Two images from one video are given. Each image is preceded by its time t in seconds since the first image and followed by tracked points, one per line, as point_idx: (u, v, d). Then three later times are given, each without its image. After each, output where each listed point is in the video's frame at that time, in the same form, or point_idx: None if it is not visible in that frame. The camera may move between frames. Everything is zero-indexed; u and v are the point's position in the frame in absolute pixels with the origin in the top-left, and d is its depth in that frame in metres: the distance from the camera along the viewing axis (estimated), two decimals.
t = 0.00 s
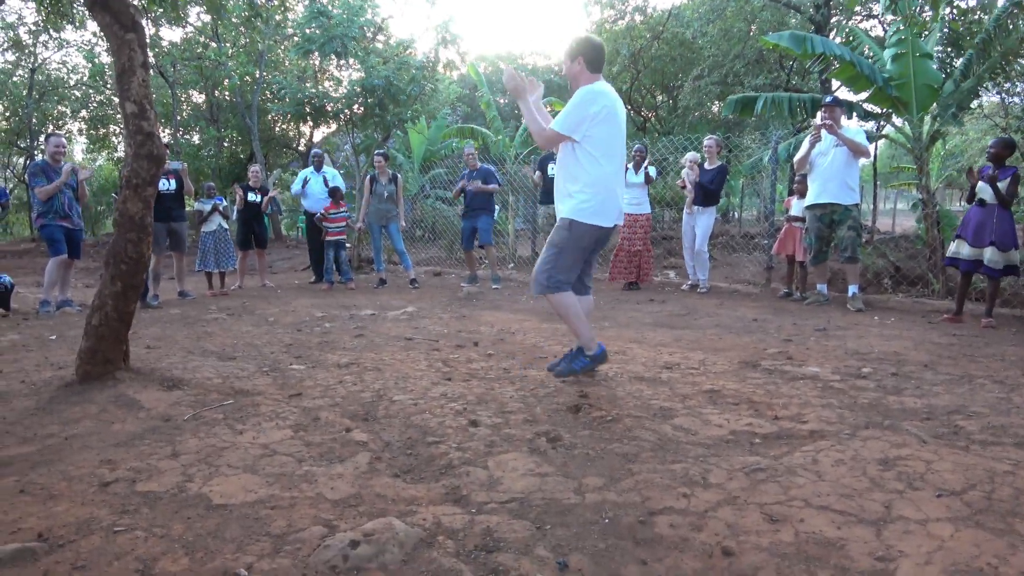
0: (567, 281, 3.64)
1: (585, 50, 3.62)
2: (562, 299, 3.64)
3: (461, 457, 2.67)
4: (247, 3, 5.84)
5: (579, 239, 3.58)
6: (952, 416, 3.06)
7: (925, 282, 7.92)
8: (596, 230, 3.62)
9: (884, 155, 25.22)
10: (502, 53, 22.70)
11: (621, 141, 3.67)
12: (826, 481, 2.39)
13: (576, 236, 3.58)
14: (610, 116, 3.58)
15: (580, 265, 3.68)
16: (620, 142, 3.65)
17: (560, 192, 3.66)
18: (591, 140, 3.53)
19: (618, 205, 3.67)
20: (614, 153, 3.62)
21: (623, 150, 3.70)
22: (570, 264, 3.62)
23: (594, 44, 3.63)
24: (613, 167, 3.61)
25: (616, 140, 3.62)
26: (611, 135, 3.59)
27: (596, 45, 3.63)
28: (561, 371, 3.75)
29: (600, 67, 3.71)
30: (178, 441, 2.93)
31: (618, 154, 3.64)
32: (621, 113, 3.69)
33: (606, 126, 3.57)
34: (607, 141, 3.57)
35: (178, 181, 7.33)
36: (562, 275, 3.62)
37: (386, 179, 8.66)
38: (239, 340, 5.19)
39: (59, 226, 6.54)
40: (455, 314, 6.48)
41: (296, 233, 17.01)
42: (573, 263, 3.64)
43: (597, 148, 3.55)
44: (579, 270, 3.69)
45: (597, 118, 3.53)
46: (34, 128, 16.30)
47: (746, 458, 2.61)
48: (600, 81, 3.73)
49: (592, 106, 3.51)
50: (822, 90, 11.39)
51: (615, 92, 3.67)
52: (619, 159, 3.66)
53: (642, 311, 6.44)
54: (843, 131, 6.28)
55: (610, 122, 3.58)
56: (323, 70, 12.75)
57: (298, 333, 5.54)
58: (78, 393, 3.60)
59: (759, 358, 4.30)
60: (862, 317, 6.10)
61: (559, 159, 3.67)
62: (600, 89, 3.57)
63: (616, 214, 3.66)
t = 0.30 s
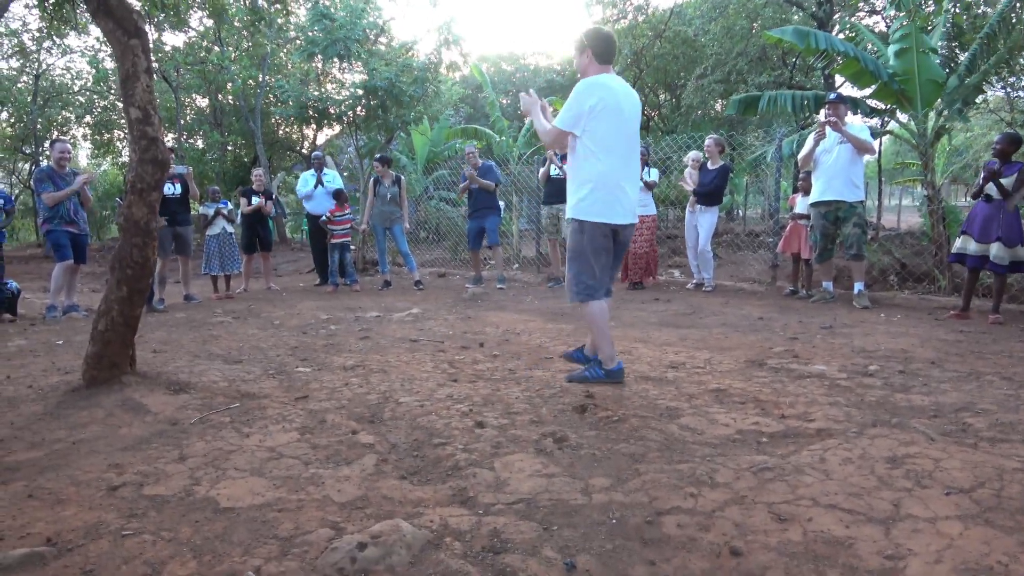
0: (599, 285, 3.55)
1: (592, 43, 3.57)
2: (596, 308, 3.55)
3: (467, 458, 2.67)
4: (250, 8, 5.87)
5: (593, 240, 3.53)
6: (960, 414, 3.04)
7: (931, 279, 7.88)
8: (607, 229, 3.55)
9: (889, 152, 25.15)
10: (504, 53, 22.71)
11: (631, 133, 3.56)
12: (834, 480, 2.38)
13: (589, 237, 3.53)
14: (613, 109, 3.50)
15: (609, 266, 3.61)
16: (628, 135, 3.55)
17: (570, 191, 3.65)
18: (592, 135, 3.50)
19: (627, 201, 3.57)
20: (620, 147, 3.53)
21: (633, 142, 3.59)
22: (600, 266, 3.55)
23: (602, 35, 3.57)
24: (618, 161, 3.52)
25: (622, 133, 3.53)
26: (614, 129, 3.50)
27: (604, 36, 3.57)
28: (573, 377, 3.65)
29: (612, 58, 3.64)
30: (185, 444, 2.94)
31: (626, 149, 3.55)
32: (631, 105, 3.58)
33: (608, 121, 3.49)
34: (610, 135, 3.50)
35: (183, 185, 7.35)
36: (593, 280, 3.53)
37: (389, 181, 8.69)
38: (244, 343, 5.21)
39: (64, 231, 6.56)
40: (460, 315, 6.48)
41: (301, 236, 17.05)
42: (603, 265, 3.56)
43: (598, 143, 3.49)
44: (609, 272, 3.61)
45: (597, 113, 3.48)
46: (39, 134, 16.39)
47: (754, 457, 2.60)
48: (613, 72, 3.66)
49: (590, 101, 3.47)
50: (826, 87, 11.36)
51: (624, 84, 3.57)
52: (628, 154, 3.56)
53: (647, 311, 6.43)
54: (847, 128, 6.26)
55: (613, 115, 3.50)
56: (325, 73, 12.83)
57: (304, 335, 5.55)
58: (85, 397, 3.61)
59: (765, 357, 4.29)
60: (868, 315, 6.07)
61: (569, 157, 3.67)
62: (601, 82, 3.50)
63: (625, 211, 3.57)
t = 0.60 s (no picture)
0: (610, 289, 3.51)
1: (593, 45, 3.58)
2: (607, 313, 3.53)
3: (469, 466, 2.66)
4: (249, 14, 5.87)
5: (603, 242, 3.49)
6: (964, 416, 3.03)
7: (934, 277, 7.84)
8: (617, 230, 3.50)
9: (891, 149, 25.10)
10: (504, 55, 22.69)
11: (636, 130, 3.51)
12: (838, 485, 2.37)
13: (599, 239, 3.50)
14: (613, 108, 3.48)
15: (622, 268, 3.55)
16: (632, 133, 3.51)
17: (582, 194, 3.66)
18: (593, 137, 3.50)
19: (637, 199, 3.50)
20: (624, 146, 3.49)
21: (640, 139, 3.54)
22: (612, 270, 3.51)
23: (603, 36, 3.58)
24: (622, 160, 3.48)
25: (625, 131, 3.49)
26: (616, 127, 3.48)
27: (605, 37, 3.58)
28: (576, 382, 3.65)
29: (617, 57, 3.62)
30: (188, 455, 2.93)
31: (631, 146, 3.51)
32: (635, 101, 3.53)
33: (609, 120, 3.48)
34: (611, 135, 3.48)
35: (184, 192, 7.35)
36: (603, 285, 3.50)
37: (389, 185, 8.70)
38: (246, 350, 5.20)
39: (66, 240, 6.56)
40: (462, 319, 6.47)
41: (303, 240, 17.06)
42: (614, 268, 3.51)
43: (599, 144, 3.49)
44: (622, 275, 3.55)
45: (596, 113, 3.49)
46: (40, 142, 16.43)
47: (758, 463, 2.59)
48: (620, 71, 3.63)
49: (588, 102, 3.49)
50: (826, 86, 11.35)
51: (627, 80, 3.53)
52: (634, 151, 3.51)
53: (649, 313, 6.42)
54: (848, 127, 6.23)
55: (613, 114, 3.49)
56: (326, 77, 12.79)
57: (306, 342, 5.54)
58: (87, 408, 3.61)
59: (768, 359, 4.27)
60: (871, 315, 6.06)
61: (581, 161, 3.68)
62: (600, 82, 3.50)
63: (635, 209, 3.49)
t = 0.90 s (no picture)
0: (618, 314, 3.49)
1: (616, 68, 3.57)
2: (613, 337, 3.52)
3: (466, 486, 2.64)
4: (261, 31, 5.96)
5: (612, 266, 3.48)
6: (965, 451, 3.01)
7: (935, 311, 7.84)
8: (627, 254, 3.48)
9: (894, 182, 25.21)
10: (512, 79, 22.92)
11: (650, 153, 3.48)
12: (838, 516, 2.35)
13: (608, 262, 3.50)
14: (626, 132, 3.48)
15: (634, 293, 3.53)
16: (650, 157, 3.48)
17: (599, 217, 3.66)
18: (610, 161, 3.50)
19: (649, 223, 3.46)
20: (640, 171, 3.47)
21: (659, 164, 3.50)
22: (622, 294, 3.49)
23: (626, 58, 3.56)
24: (636, 184, 3.47)
25: (639, 154, 3.47)
26: (630, 151, 3.47)
27: (627, 59, 3.55)
28: (575, 403, 3.62)
29: (640, 80, 3.58)
30: (183, 466, 2.91)
31: (644, 169, 3.47)
32: (652, 123, 3.50)
33: (622, 144, 3.48)
34: (624, 158, 3.48)
35: (190, 203, 7.39)
36: (611, 308, 3.49)
37: (393, 204, 8.74)
38: (245, 363, 5.19)
39: (70, 247, 6.58)
40: (462, 339, 6.47)
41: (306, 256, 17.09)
42: (623, 292, 3.50)
43: (612, 167, 3.50)
44: (633, 299, 3.53)
45: (609, 137, 3.50)
46: (49, 151, 16.56)
47: (756, 492, 2.57)
48: (643, 93, 3.60)
49: (603, 126, 3.50)
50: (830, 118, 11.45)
51: (645, 104, 3.52)
52: (648, 174, 3.48)
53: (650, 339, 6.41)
54: (852, 160, 6.27)
55: (629, 138, 3.48)
56: (335, 95, 12.86)
57: (305, 357, 5.52)
58: (85, 416, 3.60)
59: (768, 388, 4.25)
60: (872, 347, 6.04)
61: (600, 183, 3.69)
62: (616, 106, 3.51)
63: (645, 233, 3.45)
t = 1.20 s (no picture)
0: (631, 323, 3.44)
1: (644, 72, 3.50)
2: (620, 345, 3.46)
3: (471, 497, 2.64)
4: (259, 45, 5.99)
5: (630, 274, 3.42)
6: (969, 452, 3.00)
7: (937, 311, 7.84)
8: (648, 263, 3.40)
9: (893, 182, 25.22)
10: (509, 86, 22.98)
11: (678, 163, 3.43)
12: (843, 520, 2.35)
13: (627, 270, 3.43)
14: (655, 139, 3.42)
15: (650, 303, 3.47)
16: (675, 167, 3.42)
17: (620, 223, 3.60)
18: (635, 168, 3.45)
19: (672, 233, 3.39)
20: (665, 180, 3.41)
21: (683, 173, 3.44)
22: (638, 303, 3.43)
23: (657, 62, 3.48)
24: (660, 193, 3.41)
25: (667, 162, 3.42)
26: (656, 160, 3.41)
27: (658, 62, 3.46)
28: (577, 408, 3.64)
29: (669, 86, 3.51)
30: (188, 481, 2.91)
31: (671, 178, 3.42)
32: (681, 132, 3.45)
33: (650, 152, 3.42)
34: (651, 166, 3.42)
35: (191, 217, 7.41)
36: (624, 316, 3.44)
37: (393, 213, 8.74)
38: (248, 376, 5.19)
39: (72, 263, 6.61)
40: (464, 347, 6.47)
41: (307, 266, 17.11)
42: (639, 301, 3.44)
43: (638, 175, 3.44)
44: (648, 309, 3.47)
45: (638, 144, 3.44)
46: (49, 166, 16.63)
47: (761, 497, 2.57)
48: (671, 100, 3.54)
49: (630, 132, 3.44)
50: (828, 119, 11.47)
51: (674, 113, 3.46)
52: (675, 183, 3.43)
53: (652, 343, 6.41)
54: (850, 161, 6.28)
55: (655, 146, 3.42)
56: (333, 105, 12.93)
57: (308, 368, 5.52)
58: (89, 432, 3.60)
59: (771, 392, 4.24)
60: (875, 348, 6.04)
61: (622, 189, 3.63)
62: (645, 112, 3.45)
63: (670, 242, 3.38)
